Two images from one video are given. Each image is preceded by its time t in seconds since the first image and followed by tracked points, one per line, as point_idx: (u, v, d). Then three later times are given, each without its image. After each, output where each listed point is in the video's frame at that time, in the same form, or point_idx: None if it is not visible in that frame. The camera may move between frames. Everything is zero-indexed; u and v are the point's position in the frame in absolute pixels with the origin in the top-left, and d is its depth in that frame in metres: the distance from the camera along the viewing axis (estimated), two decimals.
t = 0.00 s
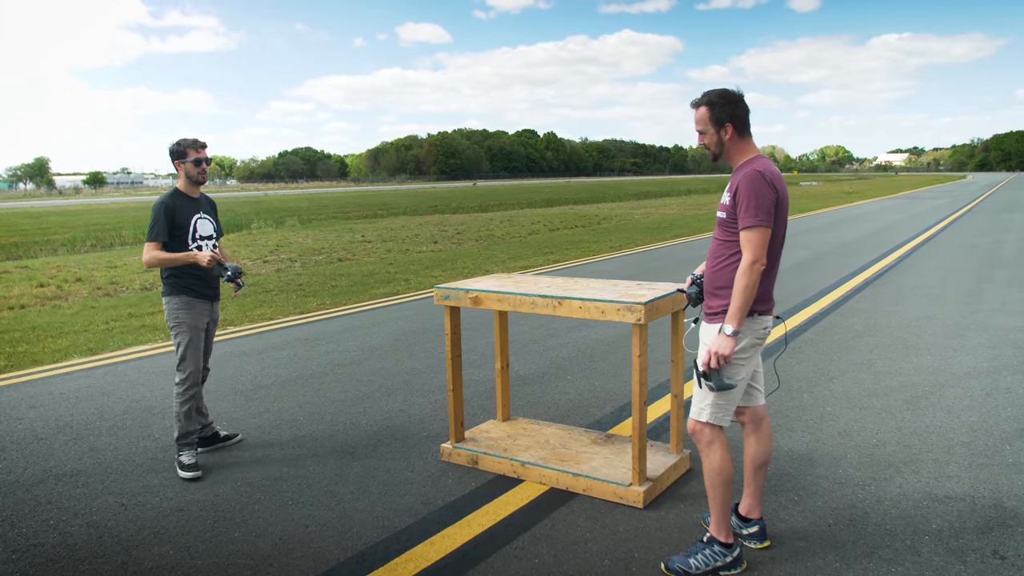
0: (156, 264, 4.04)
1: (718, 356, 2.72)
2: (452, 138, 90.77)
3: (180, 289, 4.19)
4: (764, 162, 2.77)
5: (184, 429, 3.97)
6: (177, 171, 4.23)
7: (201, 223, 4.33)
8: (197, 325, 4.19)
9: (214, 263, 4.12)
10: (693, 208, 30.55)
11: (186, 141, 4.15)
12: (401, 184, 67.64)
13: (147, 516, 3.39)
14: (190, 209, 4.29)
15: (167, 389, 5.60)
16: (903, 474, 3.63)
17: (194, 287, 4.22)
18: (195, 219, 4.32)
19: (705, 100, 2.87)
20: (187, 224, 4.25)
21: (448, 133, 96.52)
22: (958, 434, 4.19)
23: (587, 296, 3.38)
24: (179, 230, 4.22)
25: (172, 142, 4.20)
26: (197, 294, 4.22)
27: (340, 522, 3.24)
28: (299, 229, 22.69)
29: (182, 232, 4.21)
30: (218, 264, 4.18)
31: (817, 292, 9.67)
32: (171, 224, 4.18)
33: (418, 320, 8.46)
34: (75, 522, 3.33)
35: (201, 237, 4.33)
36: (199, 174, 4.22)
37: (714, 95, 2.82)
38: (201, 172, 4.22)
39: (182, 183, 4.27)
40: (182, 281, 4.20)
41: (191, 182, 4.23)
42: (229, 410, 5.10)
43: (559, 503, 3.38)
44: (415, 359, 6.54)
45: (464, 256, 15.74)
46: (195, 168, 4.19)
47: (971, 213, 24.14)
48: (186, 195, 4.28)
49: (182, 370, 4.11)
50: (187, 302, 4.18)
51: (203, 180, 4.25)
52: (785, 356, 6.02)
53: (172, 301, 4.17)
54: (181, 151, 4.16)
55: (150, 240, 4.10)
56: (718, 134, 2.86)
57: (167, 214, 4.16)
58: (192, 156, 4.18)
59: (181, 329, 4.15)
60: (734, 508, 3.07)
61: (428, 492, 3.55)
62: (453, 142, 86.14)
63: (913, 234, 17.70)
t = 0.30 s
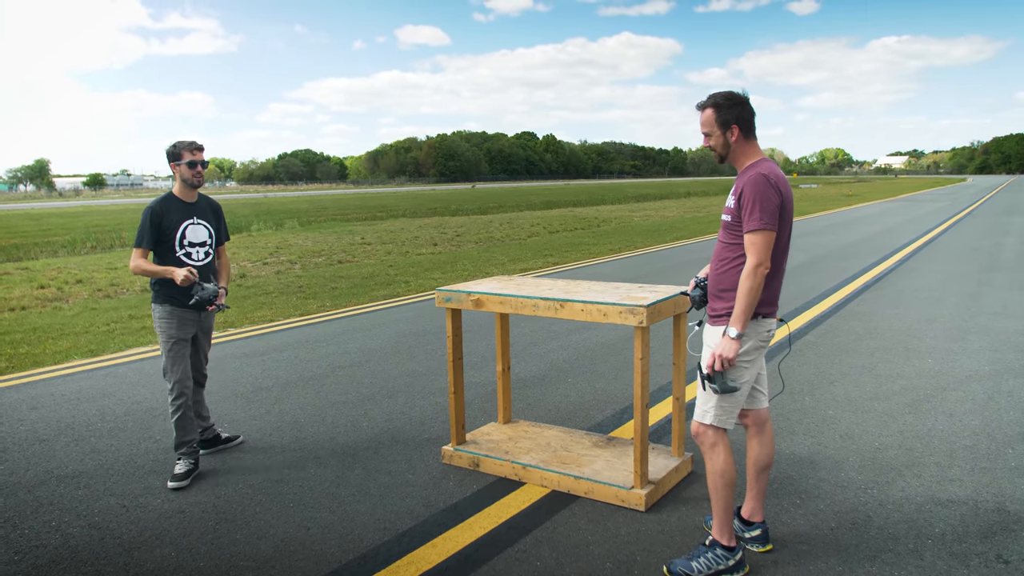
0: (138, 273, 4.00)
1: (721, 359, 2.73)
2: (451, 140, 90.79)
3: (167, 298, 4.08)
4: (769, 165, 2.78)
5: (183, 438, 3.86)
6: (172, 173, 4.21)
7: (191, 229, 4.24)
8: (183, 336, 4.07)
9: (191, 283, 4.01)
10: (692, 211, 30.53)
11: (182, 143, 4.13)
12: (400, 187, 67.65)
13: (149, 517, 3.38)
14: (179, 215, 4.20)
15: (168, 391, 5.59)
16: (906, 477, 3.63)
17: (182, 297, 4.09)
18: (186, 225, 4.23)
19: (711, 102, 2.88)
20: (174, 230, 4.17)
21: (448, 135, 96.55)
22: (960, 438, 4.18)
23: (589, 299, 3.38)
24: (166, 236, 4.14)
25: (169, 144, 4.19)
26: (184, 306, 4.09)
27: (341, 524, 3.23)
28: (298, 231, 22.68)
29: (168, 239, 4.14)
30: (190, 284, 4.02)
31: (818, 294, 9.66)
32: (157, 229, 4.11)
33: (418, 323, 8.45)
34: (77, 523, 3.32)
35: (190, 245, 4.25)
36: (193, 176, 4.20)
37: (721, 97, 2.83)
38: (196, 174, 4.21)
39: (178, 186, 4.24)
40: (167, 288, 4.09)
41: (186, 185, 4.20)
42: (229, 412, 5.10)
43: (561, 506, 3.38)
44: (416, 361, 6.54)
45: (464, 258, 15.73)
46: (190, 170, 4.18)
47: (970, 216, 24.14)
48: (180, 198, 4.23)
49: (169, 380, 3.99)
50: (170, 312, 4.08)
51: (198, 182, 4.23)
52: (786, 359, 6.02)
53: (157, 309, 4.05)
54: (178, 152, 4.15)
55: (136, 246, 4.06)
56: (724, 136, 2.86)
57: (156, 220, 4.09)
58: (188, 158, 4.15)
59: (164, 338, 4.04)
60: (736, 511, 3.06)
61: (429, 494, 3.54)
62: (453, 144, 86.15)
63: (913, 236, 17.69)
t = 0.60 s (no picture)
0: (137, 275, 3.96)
1: (765, 370, 2.69)
2: (465, 143, 91.00)
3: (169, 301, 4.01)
4: (791, 171, 2.78)
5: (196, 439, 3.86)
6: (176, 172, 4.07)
7: (192, 229, 4.08)
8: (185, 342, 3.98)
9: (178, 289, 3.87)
10: (706, 215, 30.39)
11: (185, 140, 3.99)
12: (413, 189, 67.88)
13: (164, 515, 3.41)
14: (179, 215, 4.05)
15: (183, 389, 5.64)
16: (923, 487, 3.59)
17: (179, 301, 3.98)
18: (187, 225, 4.08)
19: (733, 105, 2.87)
20: (173, 231, 4.03)
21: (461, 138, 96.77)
22: (979, 447, 4.13)
23: (604, 303, 3.37)
24: (164, 237, 4.01)
25: (174, 141, 4.06)
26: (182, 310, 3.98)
27: (355, 525, 3.24)
28: (312, 232, 22.79)
29: (166, 239, 4.01)
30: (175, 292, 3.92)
31: (833, 301, 9.57)
32: (156, 229, 3.99)
33: (431, 325, 8.47)
34: (94, 519, 3.35)
35: (191, 245, 4.09)
36: (195, 175, 4.02)
37: (743, 100, 2.82)
38: (197, 173, 4.02)
39: (183, 186, 4.09)
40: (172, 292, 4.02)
41: (187, 183, 4.03)
42: (243, 412, 5.13)
43: (573, 510, 3.37)
44: (429, 363, 6.55)
45: (476, 261, 15.74)
46: (191, 168, 4.00)
47: (989, 223, 23.84)
48: (183, 198, 4.08)
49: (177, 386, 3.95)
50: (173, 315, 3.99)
51: (199, 181, 4.04)
52: (801, 365, 5.97)
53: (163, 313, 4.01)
54: (179, 149, 4.00)
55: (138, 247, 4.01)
56: (746, 140, 2.85)
57: (155, 218, 3.98)
58: (189, 155, 4.00)
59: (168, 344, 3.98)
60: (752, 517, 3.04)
61: (442, 496, 3.54)
62: (466, 147, 86.30)
63: (930, 243, 17.50)
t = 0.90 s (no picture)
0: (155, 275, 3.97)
1: (795, 375, 2.68)
2: (484, 144, 91.12)
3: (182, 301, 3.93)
4: (818, 174, 2.78)
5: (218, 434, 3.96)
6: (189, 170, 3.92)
7: (202, 229, 3.94)
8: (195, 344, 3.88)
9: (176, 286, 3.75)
10: (726, 218, 30.17)
11: (197, 137, 3.84)
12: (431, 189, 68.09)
13: (185, 510, 3.46)
14: (191, 214, 3.94)
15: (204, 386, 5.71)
16: (945, 494, 3.55)
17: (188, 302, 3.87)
18: (199, 224, 3.96)
19: (760, 108, 2.86)
20: (184, 231, 3.93)
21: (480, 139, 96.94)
22: (1003, 455, 4.08)
23: (625, 305, 3.37)
24: (177, 237, 3.94)
25: (187, 138, 3.91)
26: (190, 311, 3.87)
27: (373, 523, 3.27)
28: (331, 231, 22.96)
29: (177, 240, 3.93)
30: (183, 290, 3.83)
31: (854, 306, 9.48)
32: (168, 230, 3.95)
33: (449, 325, 8.51)
34: (116, 514, 3.41)
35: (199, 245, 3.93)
36: (205, 172, 3.84)
37: (771, 103, 2.81)
38: (210, 170, 3.85)
39: (196, 184, 3.95)
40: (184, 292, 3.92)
41: (200, 181, 3.88)
42: (264, 409, 5.20)
43: (592, 511, 3.38)
44: (447, 364, 6.58)
45: (495, 262, 15.77)
46: (202, 166, 3.83)
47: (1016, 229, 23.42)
48: (196, 197, 3.96)
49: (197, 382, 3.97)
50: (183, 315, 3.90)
51: (212, 178, 3.88)
52: (821, 370, 5.92)
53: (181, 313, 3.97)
54: (191, 147, 3.85)
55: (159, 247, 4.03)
56: (773, 143, 2.85)
57: (167, 220, 3.94)
58: (200, 152, 3.84)
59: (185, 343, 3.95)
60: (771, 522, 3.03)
61: (461, 496, 3.56)
62: (485, 148, 86.46)
63: (955, 248, 17.24)
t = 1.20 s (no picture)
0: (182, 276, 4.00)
1: (806, 379, 2.67)
2: (502, 146, 91.23)
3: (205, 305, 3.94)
4: (841, 180, 2.77)
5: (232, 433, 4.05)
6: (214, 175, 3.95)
7: (220, 232, 3.93)
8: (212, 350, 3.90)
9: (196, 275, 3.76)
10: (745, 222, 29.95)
11: (222, 141, 3.89)
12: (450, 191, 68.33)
13: (204, 508, 3.52)
14: (216, 217, 3.97)
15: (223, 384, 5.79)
16: (966, 504, 3.50)
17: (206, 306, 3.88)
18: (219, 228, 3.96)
19: (784, 113, 2.86)
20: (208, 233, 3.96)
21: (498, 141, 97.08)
22: None
23: (644, 309, 3.38)
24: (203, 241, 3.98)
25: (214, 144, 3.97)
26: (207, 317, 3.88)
27: (390, 524, 3.30)
28: (350, 232, 23.11)
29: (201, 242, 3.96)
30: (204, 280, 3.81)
31: (875, 312, 9.38)
32: (192, 235, 4.00)
33: (466, 327, 8.54)
34: (135, 510, 3.48)
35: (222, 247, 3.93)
36: (226, 176, 3.86)
37: (795, 108, 2.81)
38: (231, 174, 3.87)
39: (220, 188, 3.95)
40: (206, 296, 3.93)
41: (221, 185, 3.88)
42: (283, 408, 5.25)
43: (608, 515, 3.38)
44: (463, 365, 6.61)
45: (512, 264, 15.79)
46: (224, 169, 3.86)
47: None
48: (220, 200, 3.96)
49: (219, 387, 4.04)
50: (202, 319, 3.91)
51: (234, 182, 3.88)
52: (841, 376, 5.87)
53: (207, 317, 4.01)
54: (214, 151, 3.90)
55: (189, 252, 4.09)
56: (797, 148, 2.84)
57: (190, 226, 4.00)
58: (222, 155, 3.87)
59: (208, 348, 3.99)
60: (789, 529, 3.02)
61: (477, 498, 3.58)
62: (503, 150, 86.56)
63: (979, 255, 16.99)
